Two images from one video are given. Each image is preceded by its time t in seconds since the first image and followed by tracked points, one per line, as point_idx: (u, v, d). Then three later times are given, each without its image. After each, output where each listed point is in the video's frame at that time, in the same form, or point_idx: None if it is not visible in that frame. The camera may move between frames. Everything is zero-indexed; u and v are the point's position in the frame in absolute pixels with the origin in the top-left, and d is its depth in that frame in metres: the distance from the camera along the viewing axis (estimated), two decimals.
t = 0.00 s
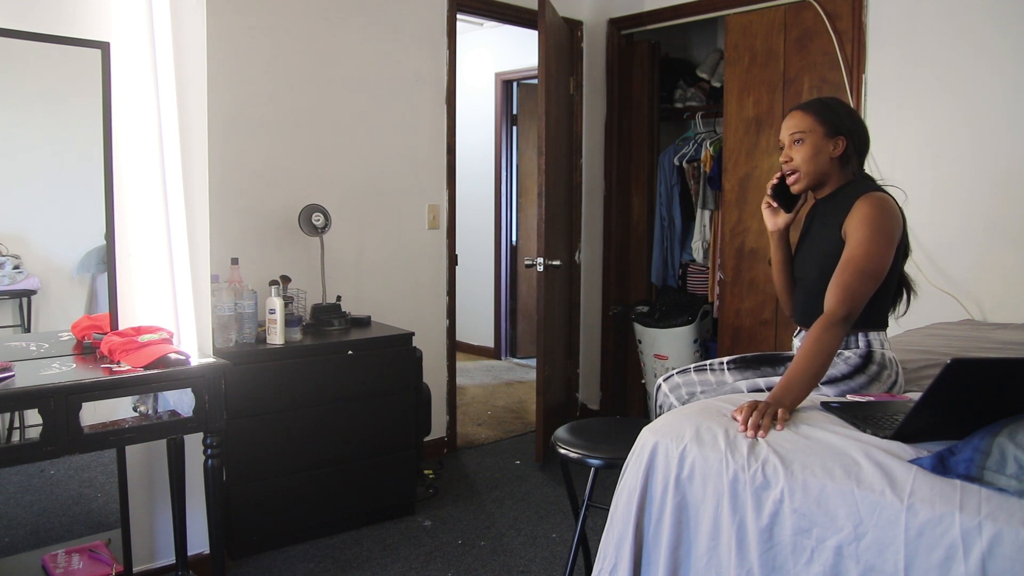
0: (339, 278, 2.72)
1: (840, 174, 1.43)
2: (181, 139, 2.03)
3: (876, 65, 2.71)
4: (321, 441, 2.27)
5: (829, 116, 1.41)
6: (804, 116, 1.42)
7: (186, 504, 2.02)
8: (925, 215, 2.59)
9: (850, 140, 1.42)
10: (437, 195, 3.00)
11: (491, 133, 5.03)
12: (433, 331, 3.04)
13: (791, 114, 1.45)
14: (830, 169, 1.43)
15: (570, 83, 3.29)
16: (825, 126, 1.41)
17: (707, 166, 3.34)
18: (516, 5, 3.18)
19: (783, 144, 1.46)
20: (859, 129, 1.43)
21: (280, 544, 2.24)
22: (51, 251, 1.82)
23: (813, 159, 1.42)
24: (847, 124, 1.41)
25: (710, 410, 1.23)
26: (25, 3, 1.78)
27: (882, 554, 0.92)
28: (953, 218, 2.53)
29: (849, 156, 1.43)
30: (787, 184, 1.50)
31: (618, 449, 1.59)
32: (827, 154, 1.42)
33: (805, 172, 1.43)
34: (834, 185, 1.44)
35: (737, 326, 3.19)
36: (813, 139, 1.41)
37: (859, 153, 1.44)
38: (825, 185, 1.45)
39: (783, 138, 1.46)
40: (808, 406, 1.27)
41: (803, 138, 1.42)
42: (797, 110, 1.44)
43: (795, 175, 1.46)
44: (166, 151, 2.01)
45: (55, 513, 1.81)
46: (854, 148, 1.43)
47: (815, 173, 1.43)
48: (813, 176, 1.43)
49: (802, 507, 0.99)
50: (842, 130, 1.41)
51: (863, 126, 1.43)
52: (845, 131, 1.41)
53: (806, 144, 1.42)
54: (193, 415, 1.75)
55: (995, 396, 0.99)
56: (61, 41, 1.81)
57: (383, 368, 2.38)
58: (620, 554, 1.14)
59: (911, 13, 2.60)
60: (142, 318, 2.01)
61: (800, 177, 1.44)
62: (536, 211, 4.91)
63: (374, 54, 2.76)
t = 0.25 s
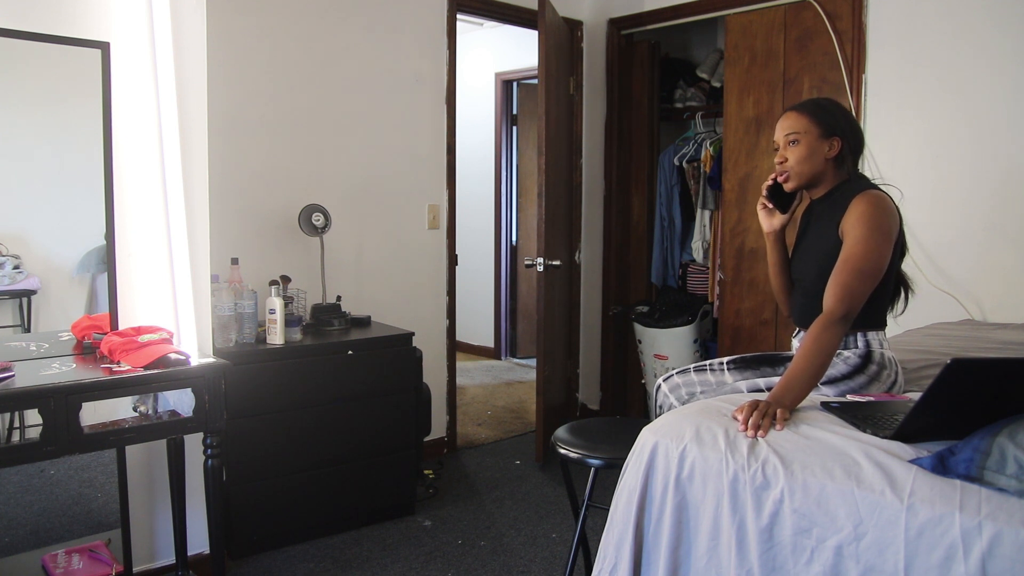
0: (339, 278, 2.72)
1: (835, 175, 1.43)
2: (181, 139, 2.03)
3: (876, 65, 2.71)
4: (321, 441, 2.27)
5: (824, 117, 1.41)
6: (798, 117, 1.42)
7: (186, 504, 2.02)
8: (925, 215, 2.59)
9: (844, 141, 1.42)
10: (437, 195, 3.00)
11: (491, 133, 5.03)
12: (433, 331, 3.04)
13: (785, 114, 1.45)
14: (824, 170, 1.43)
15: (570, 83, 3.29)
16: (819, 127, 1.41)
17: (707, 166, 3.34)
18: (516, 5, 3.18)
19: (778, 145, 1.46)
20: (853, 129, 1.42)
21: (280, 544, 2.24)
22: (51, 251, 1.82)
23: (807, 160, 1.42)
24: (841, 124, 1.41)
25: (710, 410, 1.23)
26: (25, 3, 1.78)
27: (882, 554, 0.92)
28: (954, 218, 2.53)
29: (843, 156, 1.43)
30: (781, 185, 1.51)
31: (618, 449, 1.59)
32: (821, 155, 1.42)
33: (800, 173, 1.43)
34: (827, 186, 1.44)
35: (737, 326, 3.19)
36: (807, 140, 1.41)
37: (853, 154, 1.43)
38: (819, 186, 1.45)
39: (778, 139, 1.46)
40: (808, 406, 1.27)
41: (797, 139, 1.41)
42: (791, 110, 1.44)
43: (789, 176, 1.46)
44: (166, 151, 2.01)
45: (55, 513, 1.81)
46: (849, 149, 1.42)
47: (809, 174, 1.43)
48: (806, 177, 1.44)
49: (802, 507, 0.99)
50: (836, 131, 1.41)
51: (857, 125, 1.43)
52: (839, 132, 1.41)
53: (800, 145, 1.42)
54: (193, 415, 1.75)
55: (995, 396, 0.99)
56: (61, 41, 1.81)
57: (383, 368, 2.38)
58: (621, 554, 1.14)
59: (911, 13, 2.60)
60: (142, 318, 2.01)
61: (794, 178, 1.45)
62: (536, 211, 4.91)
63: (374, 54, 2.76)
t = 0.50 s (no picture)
0: (339, 278, 2.72)
1: (835, 175, 1.43)
2: (181, 139, 2.03)
3: (876, 65, 2.71)
4: (321, 441, 2.27)
5: (824, 118, 1.41)
6: (798, 117, 1.42)
7: (186, 504, 2.02)
8: (926, 215, 2.59)
9: (844, 142, 1.42)
10: (437, 195, 3.00)
11: (491, 133, 5.03)
12: (433, 331, 3.04)
13: (786, 114, 1.45)
14: (824, 171, 1.43)
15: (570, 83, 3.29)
16: (820, 128, 1.41)
17: (707, 166, 3.34)
18: (517, 5, 3.18)
19: (777, 145, 1.46)
20: (853, 130, 1.42)
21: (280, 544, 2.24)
22: (51, 251, 1.82)
23: (807, 161, 1.42)
24: (841, 126, 1.41)
25: (710, 410, 1.23)
26: (25, 3, 1.77)
27: (882, 554, 0.92)
28: (953, 218, 2.53)
29: (843, 157, 1.42)
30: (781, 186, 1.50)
31: (618, 449, 1.59)
32: (822, 156, 1.41)
33: (799, 174, 1.43)
34: (827, 188, 1.44)
35: (737, 326, 3.19)
36: (807, 140, 1.41)
37: (853, 155, 1.43)
38: (820, 186, 1.45)
39: (778, 139, 1.46)
40: (808, 406, 1.27)
41: (798, 139, 1.41)
42: (791, 111, 1.44)
43: (790, 176, 1.46)
44: (166, 152, 2.01)
45: (55, 513, 1.81)
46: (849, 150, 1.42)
47: (809, 174, 1.43)
48: (807, 178, 1.43)
49: (802, 507, 0.99)
50: (836, 132, 1.41)
51: (857, 126, 1.43)
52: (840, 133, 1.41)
53: (800, 145, 1.41)
54: (193, 415, 1.75)
55: (995, 396, 0.99)
56: (61, 41, 1.81)
57: (383, 368, 2.38)
58: (620, 554, 1.14)
59: (911, 13, 2.60)
60: (142, 318, 2.01)
61: (795, 179, 1.44)
62: (535, 211, 4.91)
63: (374, 54, 2.76)
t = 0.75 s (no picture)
0: (339, 278, 2.72)
1: (838, 175, 1.43)
2: (181, 139, 2.03)
3: (876, 65, 2.71)
4: (321, 441, 2.27)
5: (828, 117, 1.41)
6: (802, 117, 1.42)
7: (186, 504, 2.02)
8: (926, 215, 2.59)
9: (847, 141, 1.42)
10: (437, 195, 3.00)
11: (491, 133, 5.03)
12: (433, 331, 3.04)
13: (790, 113, 1.45)
14: (827, 170, 1.43)
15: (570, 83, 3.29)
16: (824, 128, 1.41)
17: (707, 166, 3.34)
18: (516, 5, 3.18)
19: (781, 144, 1.46)
20: (858, 130, 1.42)
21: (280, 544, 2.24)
22: (51, 251, 1.82)
23: (810, 161, 1.42)
24: (846, 125, 1.41)
25: (710, 410, 1.23)
26: (25, 3, 1.77)
27: (882, 554, 0.92)
28: (953, 218, 2.53)
29: (847, 157, 1.42)
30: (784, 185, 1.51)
31: (618, 449, 1.59)
32: (826, 155, 1.42)
33: (802, 173, 1.43)
34: (830, 188, 1.44)
35: (737, 326, 3.19)
36: (810, 140, 1.41)
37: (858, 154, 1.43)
38: (823, 186, 1.45)
39: (781, 138, 1.46)
40: (808, 406, 1.27)
41: (801, 138, 1.42)
42: (795, 110, 1.44)
43: (793, 175, 1.46)
44: (166, 152, 2.01)
45: (55, 513, 1.81)
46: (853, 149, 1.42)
47: (812, 174, 1.43)
48: (810, 178, 1.44)
49: (802, 507, 0.99)
50: (840, 132, 1.41)
51: (861, 126, 1.43)
52: (844, 133, 1.41)
53: (803, 145, 1.42)
54: (192, 415, 1.75)
55: (996, 396, 0.99)
56: (61, 41, 1.81)
57: (383, 368, 2.38)
58: (620, 554, 1.14)
59: (911, 13, 2.60)
60: (142, 318, 2.01)
61: (798, 178, 1.45)
62: (536, 211, 4.91)
63: (374, 54, 2.76)
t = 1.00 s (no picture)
0: (339, 278, 2.72)
1: (841, 175, 1.44)
2: (181, 139, 2.03)
3: (876, 65, 2.70)
4: (321, 441, 2.27)
5: (832, 117, 1.41)
6: (806, 117, 1.42)
7: (186, 504, 2.02)
8: (926, 215, 2.59)
9: (851, 142, 1.42)
10: (437, 195, 3.00)
11: (491, 133, 5.03)
12: (433, 331, 3.04)
13: (794, 113, 1.45)
14: (830, 169, 1.43)
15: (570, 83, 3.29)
16: (827, 128, 1.41)
17: (707, 166, 3.34)
18: (516, 5, 3.18)
19: (784, 143, 1.46)
20: (861, 131, 1.42)
21: (280, 544, 2.24)
22: (51, 251, 1.82)
23: (813, 162, 1.42)
24: (849, 125, 1.41)
25: (710, 410, 1.23)
26: (25, 3, 1.77)
27: (882, 554, 0.92)
28: (953, 218, 2.53)
29: (849, 157, 1.42)
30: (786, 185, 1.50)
31: (618, 449, 1.59)
32: (829, 156, 1.41)
33: (805, 172, 1.43)
34: (832, 188, 1.45)
35: (737, 326, 3.19)
36: (813, 139, 1.41)
37: (861, 155, 1.44)
38: (826, 186, 1.45)
39: (785, 137, 1.46)
40: (808, 406, 1.27)
41: (804, 138, 1.42)
42: (799, 109, 1.44)
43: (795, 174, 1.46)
44: (166, 152, 2.01)
45: (55, 513, 1.81)
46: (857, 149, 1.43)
47: (814, 173, 1.43)
48: (812, 179, 1.44)
49: (802, 507, 0.99)
50: (844, 132, 1.41)
51: (864, 127, 1.43)
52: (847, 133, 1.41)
53: (807, 145, 1.41)
54: (193, 415, 1.75)
55: (996, 396, 0.99)
56: (61, 41, 1.81)
57: (383, 368, 2.38)
58: (621, 554, 1.14)
59: (911, 13, 2.60)
60: (142, 318, 2.01)
61: (801, 178, 1.45)
62: (536, 211, 4.91)
63: (374, 54, 2.76)
